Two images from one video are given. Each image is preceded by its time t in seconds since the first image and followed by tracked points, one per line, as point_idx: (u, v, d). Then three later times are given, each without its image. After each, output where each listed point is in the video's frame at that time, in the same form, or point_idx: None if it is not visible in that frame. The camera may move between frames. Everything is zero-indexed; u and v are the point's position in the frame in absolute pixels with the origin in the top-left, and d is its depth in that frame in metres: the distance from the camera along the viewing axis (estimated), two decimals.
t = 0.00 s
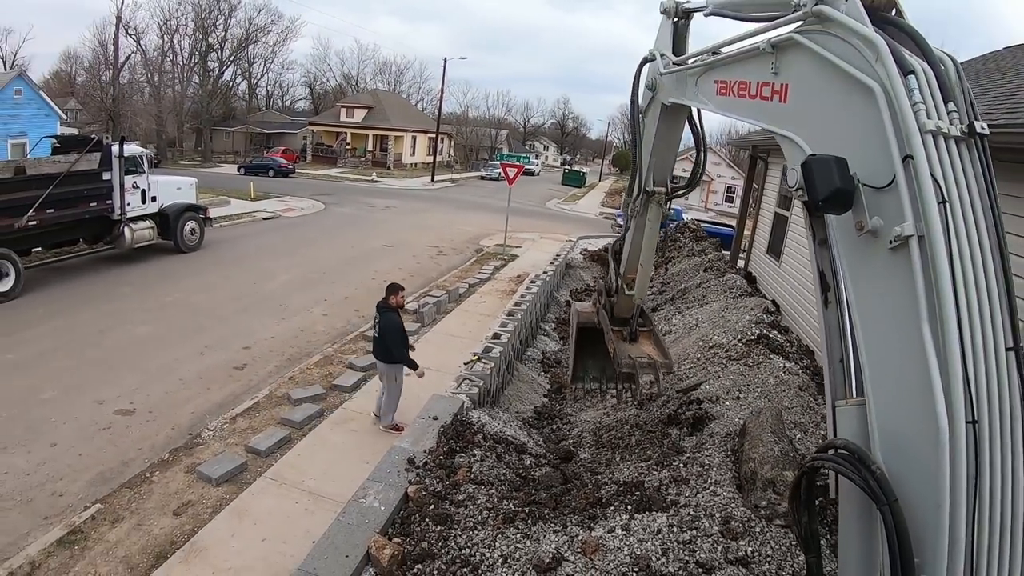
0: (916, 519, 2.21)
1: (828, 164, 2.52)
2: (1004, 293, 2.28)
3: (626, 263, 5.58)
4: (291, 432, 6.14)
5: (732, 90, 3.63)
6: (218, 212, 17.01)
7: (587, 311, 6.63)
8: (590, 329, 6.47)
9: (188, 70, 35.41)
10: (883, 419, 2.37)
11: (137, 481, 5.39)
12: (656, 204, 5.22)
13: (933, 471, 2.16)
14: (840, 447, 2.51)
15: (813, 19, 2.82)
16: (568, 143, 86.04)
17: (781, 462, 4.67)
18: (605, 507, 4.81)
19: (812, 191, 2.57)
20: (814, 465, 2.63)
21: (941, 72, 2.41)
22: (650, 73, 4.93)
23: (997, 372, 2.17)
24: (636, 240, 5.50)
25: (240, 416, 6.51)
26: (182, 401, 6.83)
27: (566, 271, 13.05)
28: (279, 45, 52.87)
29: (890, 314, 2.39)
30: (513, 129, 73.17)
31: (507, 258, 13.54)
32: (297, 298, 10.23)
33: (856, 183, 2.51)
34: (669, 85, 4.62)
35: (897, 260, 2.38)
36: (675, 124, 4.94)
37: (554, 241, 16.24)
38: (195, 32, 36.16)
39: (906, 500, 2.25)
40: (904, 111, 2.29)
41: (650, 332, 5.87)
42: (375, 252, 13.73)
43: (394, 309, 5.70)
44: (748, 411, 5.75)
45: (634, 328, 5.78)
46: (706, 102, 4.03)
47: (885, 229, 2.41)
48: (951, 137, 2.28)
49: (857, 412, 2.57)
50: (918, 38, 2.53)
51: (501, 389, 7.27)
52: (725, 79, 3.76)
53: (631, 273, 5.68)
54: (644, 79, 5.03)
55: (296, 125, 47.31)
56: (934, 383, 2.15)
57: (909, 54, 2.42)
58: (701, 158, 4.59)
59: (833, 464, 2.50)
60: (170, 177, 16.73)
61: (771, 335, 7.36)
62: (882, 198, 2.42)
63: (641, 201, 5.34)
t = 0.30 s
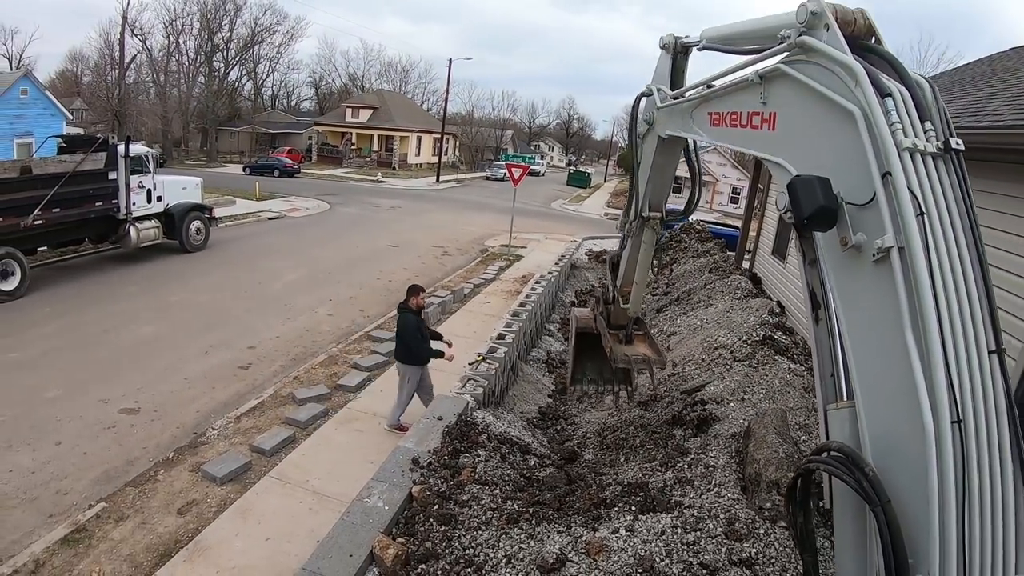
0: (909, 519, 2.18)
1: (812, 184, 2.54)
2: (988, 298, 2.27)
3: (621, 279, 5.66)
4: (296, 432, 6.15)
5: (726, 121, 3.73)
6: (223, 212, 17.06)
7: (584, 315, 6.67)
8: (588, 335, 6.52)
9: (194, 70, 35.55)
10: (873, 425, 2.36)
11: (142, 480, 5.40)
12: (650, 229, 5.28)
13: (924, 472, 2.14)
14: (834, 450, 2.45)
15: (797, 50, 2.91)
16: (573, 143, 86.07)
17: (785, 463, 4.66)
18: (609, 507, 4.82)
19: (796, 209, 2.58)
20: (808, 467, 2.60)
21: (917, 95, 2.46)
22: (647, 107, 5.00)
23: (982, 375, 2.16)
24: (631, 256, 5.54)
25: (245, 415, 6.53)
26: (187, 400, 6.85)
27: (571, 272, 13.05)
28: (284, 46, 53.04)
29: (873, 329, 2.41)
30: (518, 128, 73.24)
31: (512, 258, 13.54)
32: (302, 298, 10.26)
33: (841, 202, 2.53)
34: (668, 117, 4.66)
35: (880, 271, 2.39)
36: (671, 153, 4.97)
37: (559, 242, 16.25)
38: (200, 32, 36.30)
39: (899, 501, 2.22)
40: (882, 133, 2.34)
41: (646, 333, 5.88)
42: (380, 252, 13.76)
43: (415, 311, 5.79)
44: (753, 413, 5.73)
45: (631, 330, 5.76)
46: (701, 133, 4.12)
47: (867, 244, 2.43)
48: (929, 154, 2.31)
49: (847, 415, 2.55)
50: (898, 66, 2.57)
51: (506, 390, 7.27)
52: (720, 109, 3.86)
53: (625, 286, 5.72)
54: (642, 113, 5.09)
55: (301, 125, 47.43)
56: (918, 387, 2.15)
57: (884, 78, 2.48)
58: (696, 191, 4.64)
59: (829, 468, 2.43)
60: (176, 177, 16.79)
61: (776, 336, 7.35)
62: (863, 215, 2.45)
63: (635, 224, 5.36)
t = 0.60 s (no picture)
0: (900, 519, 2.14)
1: (794, 203, 2.54)
2: (965, 301, 2.28)
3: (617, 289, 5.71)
4: (301, 431, 6.17)
5: (713, 148, 3.77)
6: (229, 212, 17.12)
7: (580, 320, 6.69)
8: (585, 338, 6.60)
9: (199, 70, 35.69)
10: (860, 430, 2.35)
11: (147, 479, 5.43)
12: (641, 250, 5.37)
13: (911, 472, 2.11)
14: (826, 452, 2.41)
15: (780, 77, 2.96)
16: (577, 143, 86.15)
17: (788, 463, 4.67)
18: (614, 507, 4.83)
19: (779, 227, 2.55)
20: (801, 469, 2.57)
21: (893, 115, 2.51)
22: (641, 138, 5.07)
23: (963, 377, 2.16)
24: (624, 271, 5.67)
25: (250, 414, 6.55)
26: (192, 399, 6.88)
27: (575, 272, 13.07)
28: (289, 46, 53.18)
29: (856, 338, 2.42)
30: (522, 129, 73.29)
31: (516, 258, 13.56)
32: (306, 298, 10.29)
33: (822, 219, 2.56)
34: (659, 148, 4.71)
35: (862, 282, 2.38)
36: (665, 179, 5.01)
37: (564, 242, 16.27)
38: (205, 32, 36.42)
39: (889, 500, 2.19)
40: (859, 151, 2.38)
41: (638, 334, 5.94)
42: (385, 252, 13.80)
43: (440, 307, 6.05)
44: (757, 413, 5.72)
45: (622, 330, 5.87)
46: (693, 163, 4.14)
47: (849, 257, 2.44)
48: (903, 169, 2.36)
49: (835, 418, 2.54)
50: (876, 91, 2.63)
51: (511, 390, 7.29)
52: (708, 138, 3.91)
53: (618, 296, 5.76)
54: (636, 142, 5.16)
55: (306, 125, 47.58)
56: (900, 389, 2.13)
57: (861, 99, 2.54)
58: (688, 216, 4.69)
59: (821, 470, 2.40)
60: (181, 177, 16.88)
61: (780, 337, 7.34)
62: (844, 230, 2.47)
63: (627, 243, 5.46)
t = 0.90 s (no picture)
0: (893, 522, 2.12)
1: (782, 222, 2.60)
2: (949, 306, 2.28)
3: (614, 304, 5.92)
4: (305, 431, 6.18)
5: (711, 176, 3.83)
6: (233, 212, 17.16)
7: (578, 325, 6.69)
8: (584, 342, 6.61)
9: (203, 71, 35.79)
10: (853, 436, 2.35)
11: (151, 478, 5.44)
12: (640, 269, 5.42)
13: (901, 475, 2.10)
14: (821, 456, 2.40)
15: (769, 105, 3.06)
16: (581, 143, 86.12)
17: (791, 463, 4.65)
18: (617, 507, 4.82)
19: (768, 244, 2.63)
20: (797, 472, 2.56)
21: (877, 136, 2.56)
22: (640, 168, 5.15)
23: (951, 382, 2.14)
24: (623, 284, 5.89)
25: (254, 414, 6.56)
26: (196, 398, 6.90)
27: (580, 272, 13.07)
28: (293, 46, 53.28)
29: (847, 345, 2.43)
30: (526, 129, 73.30)
31: (521, 258, 13.56)
32: (311, 298, 10.30)
33: (811, 236, 2.62)
34: (657, 177, 4.79)
35: (849, 294, 2.41)
36: (663, 204, 5.09)
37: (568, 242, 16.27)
38: (210, 32, 36.51)
39: (882, 503, 2.17)
40: (844, 170, 2.44)
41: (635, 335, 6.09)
42: (389, 252, 13.81)
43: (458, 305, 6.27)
44: (761, 413, 5.72)
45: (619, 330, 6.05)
46: (690, 191, 4.18)
47: (836, 270, 2.47)
48: (887, 186, 2.39)
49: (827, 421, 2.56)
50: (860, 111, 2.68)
51: (515, 390, 7.30)
52: (703, 165, 4.00)
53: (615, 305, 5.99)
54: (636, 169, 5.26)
55: (310, 125, 47.69)
56: (887, 394, 2.13)
57: (844, 122, 2.61)
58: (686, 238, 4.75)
59: (816, 473, 2.39)
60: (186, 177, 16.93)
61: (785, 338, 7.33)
62: (830, 247, 2.52)
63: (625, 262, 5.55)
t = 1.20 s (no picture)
0: (889, 526, 2.10)
1: (774, 237, 2.71)
2: (936, 314, 2.28)
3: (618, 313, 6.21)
4: (307, 430, 6.18)
5: (707, 203, 3.85)
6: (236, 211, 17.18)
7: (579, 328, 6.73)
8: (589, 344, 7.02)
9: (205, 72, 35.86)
10: (847, 442, 2.34)
11: (153, 477, 5.44)
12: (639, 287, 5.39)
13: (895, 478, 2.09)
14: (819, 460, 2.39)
15: (761, 130, 3.12)
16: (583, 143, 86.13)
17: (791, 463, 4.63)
18: (620, 508, 4.83)
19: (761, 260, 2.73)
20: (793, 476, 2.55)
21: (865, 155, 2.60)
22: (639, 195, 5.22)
23: (941, 388, 2.14)
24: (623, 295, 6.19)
25: (256, 414, 6.56)
26: (198, 398, 6.90)
27: (583, 272, 13.06)
28: (296, 46, 53.35)
29: (839, 354, 2.44)
30: (528, 129, 73.31)
31: (523, 258, 13.56)
32: (313, 297, 10.31)
33: (801, 254, 2.65)
34: (656, 206, 4.77)
35: (840, 307, 2.43)
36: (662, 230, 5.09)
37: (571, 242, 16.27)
38: (213, 32, 36.55)
39: (877, 506, 2.16)
40: (830, 188, 2.48)
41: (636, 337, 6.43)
42: (392, 252, 13.82)
43: (459, 304, 6.26)
44: (763, 414, 5.71)
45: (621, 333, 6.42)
46: (688, 218, 4.16)
47: (826, 284, 2.49)
48: (874, 204, 2.41)
49: (821, 426, 2.56)
50: (845, 131, 2.72)
51: (517, 390, 7.30)
52: (698, 193, 4.03)
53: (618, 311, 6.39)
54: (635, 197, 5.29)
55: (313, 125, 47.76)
56: (878, 400, 2.14)
57: (831, 142, 2.65)
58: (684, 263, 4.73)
59: (812, 477, 2.38)
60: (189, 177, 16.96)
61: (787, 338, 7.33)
62: (821, 263, 2.55)
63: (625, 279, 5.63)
